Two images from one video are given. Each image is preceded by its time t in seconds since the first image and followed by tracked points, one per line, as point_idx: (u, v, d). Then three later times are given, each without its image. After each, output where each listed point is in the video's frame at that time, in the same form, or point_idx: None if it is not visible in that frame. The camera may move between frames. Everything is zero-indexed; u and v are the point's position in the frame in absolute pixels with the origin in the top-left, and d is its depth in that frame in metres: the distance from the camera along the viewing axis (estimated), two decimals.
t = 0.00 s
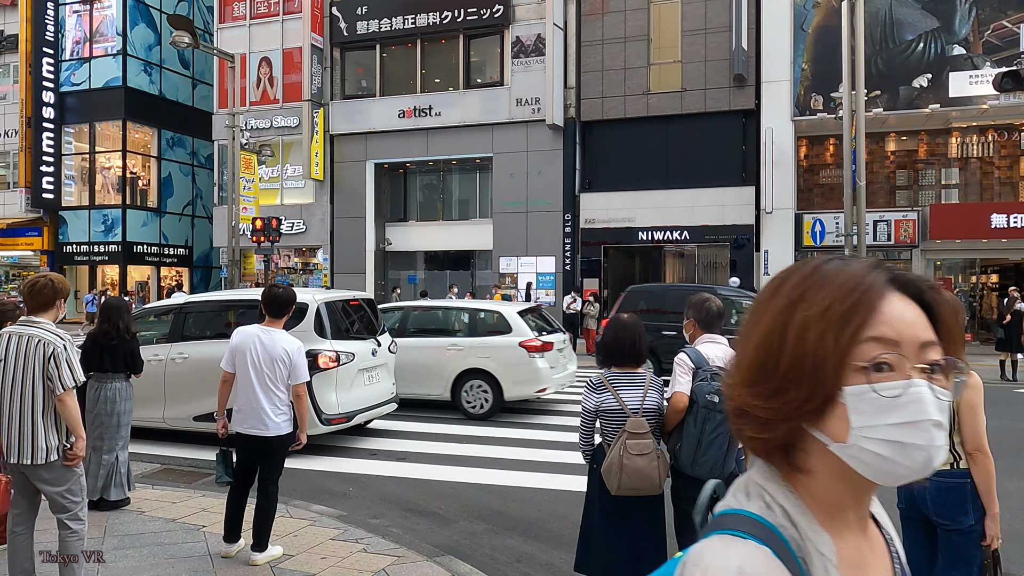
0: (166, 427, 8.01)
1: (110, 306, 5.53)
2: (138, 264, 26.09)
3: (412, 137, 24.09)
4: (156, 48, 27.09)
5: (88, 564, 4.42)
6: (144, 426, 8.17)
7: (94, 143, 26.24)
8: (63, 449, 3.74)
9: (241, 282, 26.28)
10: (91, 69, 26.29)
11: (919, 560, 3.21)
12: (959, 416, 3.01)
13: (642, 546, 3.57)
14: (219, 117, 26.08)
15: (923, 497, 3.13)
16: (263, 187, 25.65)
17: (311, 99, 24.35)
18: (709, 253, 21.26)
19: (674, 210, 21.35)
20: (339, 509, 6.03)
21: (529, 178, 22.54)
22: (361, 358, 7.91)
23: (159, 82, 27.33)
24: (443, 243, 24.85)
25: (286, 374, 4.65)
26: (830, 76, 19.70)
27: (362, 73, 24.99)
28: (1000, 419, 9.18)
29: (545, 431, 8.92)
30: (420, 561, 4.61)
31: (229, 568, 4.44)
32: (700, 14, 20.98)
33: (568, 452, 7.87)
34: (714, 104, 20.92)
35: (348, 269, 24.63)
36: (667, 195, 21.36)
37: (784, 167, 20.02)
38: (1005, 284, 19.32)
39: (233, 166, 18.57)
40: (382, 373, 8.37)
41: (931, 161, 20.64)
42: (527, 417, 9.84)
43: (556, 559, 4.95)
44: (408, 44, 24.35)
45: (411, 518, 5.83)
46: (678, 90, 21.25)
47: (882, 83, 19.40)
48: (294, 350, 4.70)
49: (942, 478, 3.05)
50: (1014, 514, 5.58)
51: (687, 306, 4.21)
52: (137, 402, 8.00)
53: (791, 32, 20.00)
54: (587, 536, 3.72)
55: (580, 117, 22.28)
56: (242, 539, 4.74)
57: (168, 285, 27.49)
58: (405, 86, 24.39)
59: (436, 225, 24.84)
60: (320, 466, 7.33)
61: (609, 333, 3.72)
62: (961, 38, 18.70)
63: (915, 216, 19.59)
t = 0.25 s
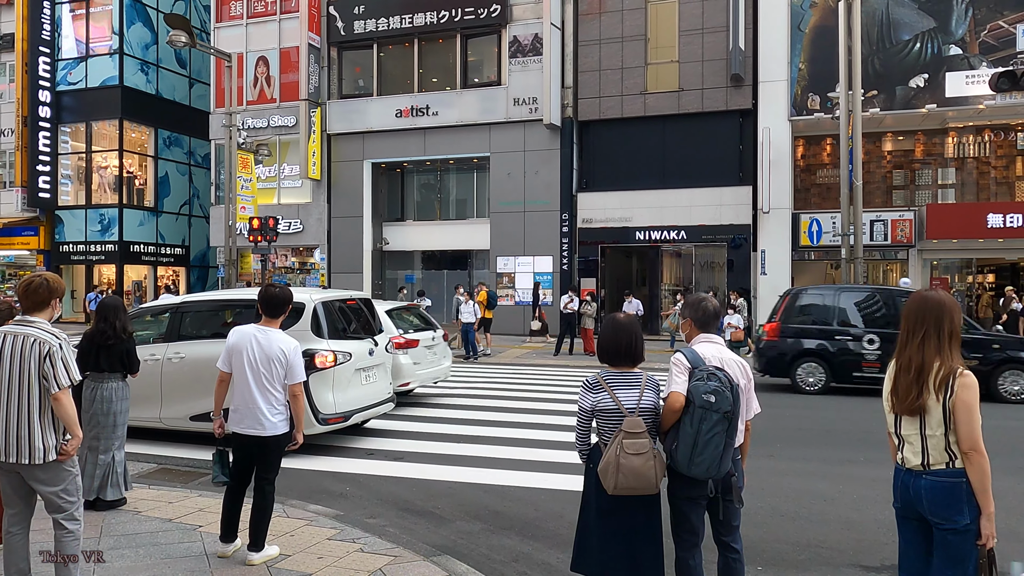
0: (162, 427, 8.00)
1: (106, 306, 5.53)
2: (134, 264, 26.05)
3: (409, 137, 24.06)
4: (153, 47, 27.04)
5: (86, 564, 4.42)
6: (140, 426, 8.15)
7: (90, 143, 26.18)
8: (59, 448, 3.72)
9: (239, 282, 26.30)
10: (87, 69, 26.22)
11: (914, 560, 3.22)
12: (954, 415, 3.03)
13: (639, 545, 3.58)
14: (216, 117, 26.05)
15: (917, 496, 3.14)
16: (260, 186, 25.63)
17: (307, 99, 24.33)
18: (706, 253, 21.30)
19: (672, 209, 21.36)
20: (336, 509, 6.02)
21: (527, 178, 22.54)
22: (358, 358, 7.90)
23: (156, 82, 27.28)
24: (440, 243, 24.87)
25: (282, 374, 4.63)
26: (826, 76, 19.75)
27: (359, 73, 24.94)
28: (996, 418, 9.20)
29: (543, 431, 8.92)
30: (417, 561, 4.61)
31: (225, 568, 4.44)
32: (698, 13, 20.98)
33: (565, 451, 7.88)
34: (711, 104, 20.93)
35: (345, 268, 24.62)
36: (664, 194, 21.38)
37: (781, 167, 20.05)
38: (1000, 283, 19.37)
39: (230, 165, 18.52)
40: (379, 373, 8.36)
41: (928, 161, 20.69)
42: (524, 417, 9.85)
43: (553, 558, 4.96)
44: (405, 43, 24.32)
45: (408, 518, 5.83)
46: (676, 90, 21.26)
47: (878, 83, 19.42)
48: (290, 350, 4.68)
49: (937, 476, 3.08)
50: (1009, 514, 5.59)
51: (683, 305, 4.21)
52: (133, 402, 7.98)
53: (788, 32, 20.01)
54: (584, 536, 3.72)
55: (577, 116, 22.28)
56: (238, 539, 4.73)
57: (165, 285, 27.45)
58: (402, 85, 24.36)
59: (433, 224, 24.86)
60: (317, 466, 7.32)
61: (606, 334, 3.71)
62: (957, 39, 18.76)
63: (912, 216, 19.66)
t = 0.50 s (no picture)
0: (160, 426, 7.99)
1: (104, 306, 5.52)
2: (133, 263, 26.05)
3: (408, 136, 24.04)
4: (152, 46, 27.03)
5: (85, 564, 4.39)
6: (139, 426, 8.15)
7: (89, 141, 26.16)
8: (58, 448, 3.72)
9: (238, 281, 26.32)
10: (85, 68, 26.19)
11: (911, 559, 3.22)
12: (950, 415, 3.04)
13: (637, 543, 3.58)
14: (215, 116, 26.04)
15: (914, 495, 3.14)
16: (259, 186, 25.65)
17: (306, 98, 24.33)
18: (705, 252, 21.33)
19: (671, 208, 21.36)
20: (335, 508, 6.02)
21: (526, 177, 22.54)
22: (357, 357, 7.90)
23: (154, 80, 27.25)
24: (439, 242, 24.89)
25: (281, 374, 4.62)
26: (825, 75, 19.75)
27: (358, 72, 24.93)
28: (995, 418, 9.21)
29: (542, 430, 8.92)
30: (416, 560, 4.61)
31: (224, 567, 4.44)
32: (697, 12, 20.98)
33: (564, 451, 7.88)
34: (710, 103, 20.92)
35: (344, 267, 24.63)
36: (663, 193, 21.38)
37: (780, 166, 20.05)
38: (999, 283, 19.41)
39: (228, 164, 18.52)
40: (378, 372, 8.36)
41: (926, 161, 20.70)
42: (523, 416, 9.85)
43: (551, 557, 4.95)
44: (404, 42, 24.31)
45: (406, 517, 5.83)
46: (674, 89, 21.25)
47: (877, 82, 19.42)
48: (289, 349, 4.67)
49: (934, 475, 3.08)
50: (1007, 513, 5.60)
51: (681, 304, 4.21)
52: (132, 402, 7.98)
53: (787, 31, 20.02)
54: (581, 534, 3.72)
55: (576, 115, 22.27)
56: (236, 538, 4.73)
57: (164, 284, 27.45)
58: (401, 85, 24.35)
59: (432, 223, 24.89)
60: (316, 466, 7.32)
61: (604, 333, 3.71)
62: (956, 38, 18.78)
63: (911, 215, 19.60)
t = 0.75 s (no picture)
0: (160, 425, 7.99)
1: (104, 304, 5.53)
2: (133, 262, 26.05)
3: (408, 135, 24.02)
4: (151, 45, 27.01)
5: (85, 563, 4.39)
6: (138, 424, 8.14)
7: (88, 140, 26.14)
8: (56, 448, 3.72)
9: (237, 279, 26.34)
10: (85, 66, 26.16)
11: (909, 558, 3.22)
12: (949, 414, 3.04)
13: (636, 542, 3.58)
14: (214, 115, 26.05)
15: (913, 494, 3.14)
16: (259, 184, 25.66)
17: (306, 97, 24.32)
18: (704, 250, 21.34)
19: (670, 207, 21.35)
20: (334, 507, 6.03)
21: (525, 176, 22.52)
22: (356, 356, 7.90)
23: (154, 79, 27.23)
24: (438, 241, 24.91)
25: (280, 373, 4.62)
26: (825, 74, 19.75)
27: (357, 71, 24.93)
28: (994, 417, 9.22)
29: (541, 429, 8.92)
30: (414, 559, 4.61)
31: (223, 566, 4.44)
32: (696, 11, 20.97)
33: (563, 450, 7.88)
34: (710, 102, 20.90)
35: (343, 266, 24.63)
36: (663, 192, 21.37)
37: (780, 165, 20.04)
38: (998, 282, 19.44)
39: (228, 163, 18.51)
40: (377, 371, 8.36)
41: (926, 159, 20.71)
42: (522, 415, 9.85)
43: (550, 556, 4.95)
44: (403, 41, 24.28)
45: (405, 516, 5.83)
46: (674, 87, 21.25)
47: (877, 81, 19.42)
48: (288, 349, 4.67)
49: (933, 475, 3.08)
50: (1006, 512, 5.60)
51: (680, 304, 4.20)
52: (131, 400, 7.98)
53: (787, 30, 20.02)
54: (580, 533, 3.73)
55: (576, 114, 22.26)
56: (235, 537, 4.73)
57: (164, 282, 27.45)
58: (400, 83, 24.32)
59: (432, 222, 24.92)
60: (315, 464, 7.32)
61: (603, 333, 3.71)
62: (956, 37, 18.78)
63: (911, 213, 19.50)
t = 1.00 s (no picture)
0: (159, 424, 7.99)
1: (104, 303, 5.54)
2: (132, 261, 26.03)
3: (408, 134, 24.00)
4: (151, 43, 27.00)
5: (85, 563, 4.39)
6: (138, 423, 8.14)
7: (88, 139, 26.12)
8: (55, 447, 3.72)
9: (237, 278, 26.34)
10: (84, 65, 26.12)
11: (908, 558, 3.22)
12: (949, 413, 3.04)
13: (635, 540, 3.58)
14: (214, 113, 26.05)
15: (913, 493, 3.13)
16: (258, 183, 25.65)
17: (306, 96, 24.31)
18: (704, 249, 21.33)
19: (670, 206, 21.34)
20: (333, 506, 6.03)
21: (525, 174, 22.51)
22: (356, 355, 7.90)
23: (153, 78, 27.22)
24: (438, 240, 24.92)
25: (279, 372, 4.61)
26: (825, 73, 19.74)
27: (357, 69, 24.91)
28: (994, 416, 9.21)
29: (540, 427, 8.92)
30: (413, 558, 4.61)
31: (223, 564, 4.44)
32: (697, 9, 20.95)
33: (562, 448, 7.88)
34: (710, 101, 20.88)
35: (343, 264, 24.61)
36: (663, 191, 21.36)
37: (780, 164, 20.04)
38: (999, 280, 19.45)
39: (228, 161, 18.51)
40: (377, 370, 8.36)
41: (926, 158, 20.70)
42: (522, 413, 9.84)
43: (550, 555, 4.95)
44: (403, 40, 24.26)
45: (404, 515, 5.83)
46: (674, 86, 21.23)
47: (877, 79, 19.41)
48: (288, 347, 4.66)
49: (932, 474, 3.08)
50: (1005, 510, 5.60)
51: (680, 302, 4.19)
52: (130, 399, 7.97)
53: (787, 28, 20.00)
54: (579, 531, 3.73)
55: (576, 113, 22.25)
56: (235, 536, 4.73)
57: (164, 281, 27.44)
58: (400, 82, 24.30)
59: (431, 221, 24.92)
60: (315, 463, 7.32)
61: (602, 331, 3.71)
62: (956, 35, 18.76)
63: (911, 212, 19.54)
